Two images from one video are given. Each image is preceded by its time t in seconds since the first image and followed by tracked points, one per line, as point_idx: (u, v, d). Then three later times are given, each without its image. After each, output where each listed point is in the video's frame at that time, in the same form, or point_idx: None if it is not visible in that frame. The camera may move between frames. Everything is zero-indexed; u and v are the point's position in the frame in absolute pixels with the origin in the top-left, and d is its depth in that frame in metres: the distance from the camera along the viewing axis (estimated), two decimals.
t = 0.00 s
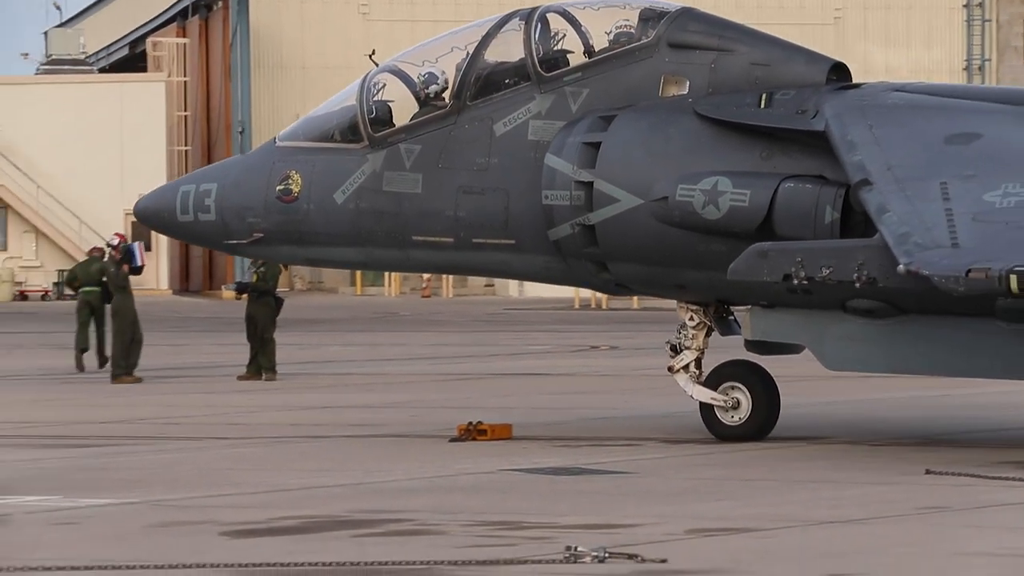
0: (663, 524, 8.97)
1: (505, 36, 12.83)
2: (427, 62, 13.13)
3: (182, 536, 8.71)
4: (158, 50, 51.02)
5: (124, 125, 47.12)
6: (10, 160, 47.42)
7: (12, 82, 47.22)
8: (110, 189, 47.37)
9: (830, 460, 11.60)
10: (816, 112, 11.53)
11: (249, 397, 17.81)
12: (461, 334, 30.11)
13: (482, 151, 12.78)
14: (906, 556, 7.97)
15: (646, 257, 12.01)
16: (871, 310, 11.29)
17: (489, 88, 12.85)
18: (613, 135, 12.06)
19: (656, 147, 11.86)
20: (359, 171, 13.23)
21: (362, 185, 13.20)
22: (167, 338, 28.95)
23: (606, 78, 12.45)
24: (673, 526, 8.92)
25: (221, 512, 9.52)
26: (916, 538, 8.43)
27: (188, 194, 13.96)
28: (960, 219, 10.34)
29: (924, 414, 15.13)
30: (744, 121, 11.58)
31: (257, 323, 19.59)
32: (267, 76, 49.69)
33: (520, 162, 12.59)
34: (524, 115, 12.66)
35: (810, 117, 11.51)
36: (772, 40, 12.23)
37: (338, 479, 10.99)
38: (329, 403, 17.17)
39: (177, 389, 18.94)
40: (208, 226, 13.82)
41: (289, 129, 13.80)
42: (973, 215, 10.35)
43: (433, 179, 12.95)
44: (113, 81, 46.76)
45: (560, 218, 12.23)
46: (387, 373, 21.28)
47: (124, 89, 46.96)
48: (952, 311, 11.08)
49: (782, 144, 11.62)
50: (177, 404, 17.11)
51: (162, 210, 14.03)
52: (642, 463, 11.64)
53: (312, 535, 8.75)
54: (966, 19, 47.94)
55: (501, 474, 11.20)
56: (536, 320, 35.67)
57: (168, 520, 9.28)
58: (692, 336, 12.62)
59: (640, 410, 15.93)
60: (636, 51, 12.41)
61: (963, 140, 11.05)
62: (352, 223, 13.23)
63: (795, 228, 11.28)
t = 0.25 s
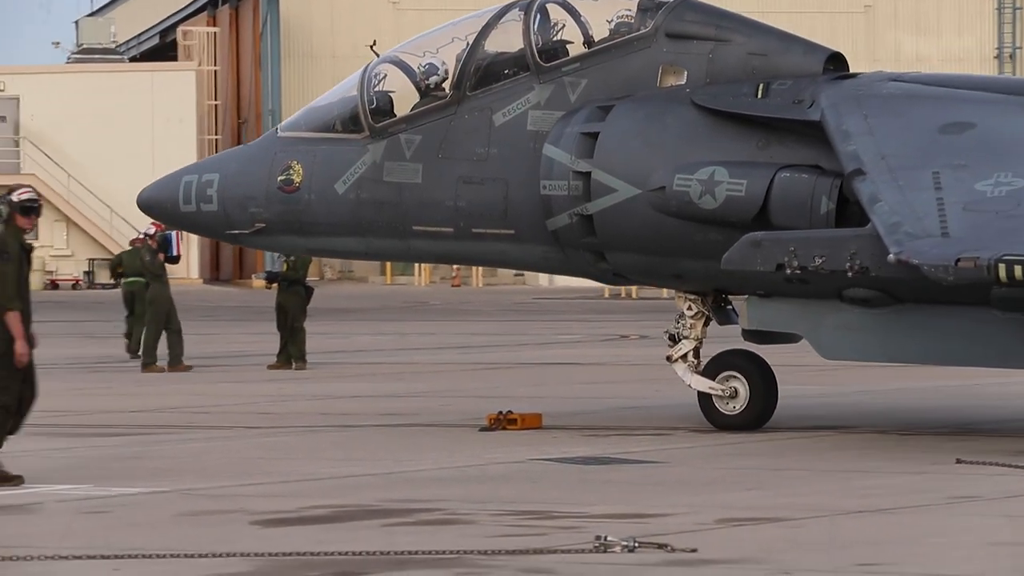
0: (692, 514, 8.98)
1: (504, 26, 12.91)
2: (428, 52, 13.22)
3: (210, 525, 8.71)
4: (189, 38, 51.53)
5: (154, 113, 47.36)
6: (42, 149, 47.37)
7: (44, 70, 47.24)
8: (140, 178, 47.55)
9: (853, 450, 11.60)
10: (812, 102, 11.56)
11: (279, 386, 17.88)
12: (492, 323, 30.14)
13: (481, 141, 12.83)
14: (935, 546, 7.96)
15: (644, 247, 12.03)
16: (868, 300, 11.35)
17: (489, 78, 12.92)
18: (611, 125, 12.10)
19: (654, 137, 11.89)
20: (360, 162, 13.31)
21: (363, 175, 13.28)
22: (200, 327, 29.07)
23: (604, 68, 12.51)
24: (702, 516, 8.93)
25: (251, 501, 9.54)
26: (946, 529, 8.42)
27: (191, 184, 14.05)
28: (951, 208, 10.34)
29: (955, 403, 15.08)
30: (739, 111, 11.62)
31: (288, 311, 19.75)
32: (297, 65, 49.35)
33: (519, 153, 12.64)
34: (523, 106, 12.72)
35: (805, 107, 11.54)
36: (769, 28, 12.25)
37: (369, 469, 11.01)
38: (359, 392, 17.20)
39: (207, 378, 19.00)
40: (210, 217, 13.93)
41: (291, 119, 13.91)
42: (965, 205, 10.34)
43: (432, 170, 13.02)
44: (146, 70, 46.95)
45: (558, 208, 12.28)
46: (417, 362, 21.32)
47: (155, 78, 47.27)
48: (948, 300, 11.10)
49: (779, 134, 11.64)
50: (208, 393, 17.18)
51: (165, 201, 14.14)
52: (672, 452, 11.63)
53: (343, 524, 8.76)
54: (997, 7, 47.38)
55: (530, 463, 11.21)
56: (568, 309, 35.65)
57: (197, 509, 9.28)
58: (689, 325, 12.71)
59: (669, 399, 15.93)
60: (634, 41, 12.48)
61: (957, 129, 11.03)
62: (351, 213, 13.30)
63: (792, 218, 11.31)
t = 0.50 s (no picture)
0: (714, 518, 8.97)
1: (495, 32, 13.01)
2: (421, 59, 13.32)
3: (235, 531, 8.71)
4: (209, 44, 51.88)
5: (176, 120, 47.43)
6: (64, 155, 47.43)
7: (65, 77, 47.35)
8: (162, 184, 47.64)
9: (875, 453, 11.56)
10: (801, 106, 11.68)
11: (302, 392, 17.91)
12: (514, 327, 30.13)
13: (474, 147, 12.90)
14: (960, 548, 7.97)
15: (635, 252, 12.13)
16: (857, 302, 11.37)
17: (481, 84, 13.00)
18: (601, 130, 12.20)
19: (644, 142, 12.00)
20: (353, 167, 13.35)
21: (357, 180, 13.32)
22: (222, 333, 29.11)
23: (595, 73, 12.59)
24: (725, 519, 8.92)
25: (275, 506, 9.52)
26: (969, 530, 8.43)
27: (186, 190, 14.05)
28: (935, 211, 10.53)
29: (974, 405, 15.06)
30: (727, 115, 11.76)
31: (310, 316, 19.82)
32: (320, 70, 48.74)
33: (510, 158, 12.72)
34: (514, 111, 12.80)
35: (794, 110, 11.66)
36: (758, 33, 12.34)
37: (391, 473, 11.01)
38: (381, 397, 17.22)
39: (229, 384, 19.01)
40: (205, 223, 13.94)
41: (285, 126, 13.96)
42: (948, 207, 10.52)
43: (425, 175, 13.07)
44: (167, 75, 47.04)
45: (549, 213, 12.37)
46: (440, 367, 21.32)
47: (176, 85, 47.31)
48: (939, 301, 11.11)
49: (768, 138, 11.77)
50: (231, 398, 17.20)
51: (159, 208, 14.11)
52: (693, 456, 11.61)
53: (366, 529, 8.75)
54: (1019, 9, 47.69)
55: (554, 467, 11.18)
56: (590, 313, 35.62)
57: (220, 514, 9.26)
58: (681, 329, 12.71)
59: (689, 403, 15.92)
60: (624, 46, 12.55)
61: (943, 132, 11.11)
62: (345, 219, 13.34)
63: (779, 223, 11.42)
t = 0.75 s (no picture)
0: (735, 540, 8.88)
1: (489, 53, 13.09)
2: (416, 79, 13.42)
3: (256, 553, 8.62)
4: (232, 64, 51.12)
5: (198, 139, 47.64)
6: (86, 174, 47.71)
7: (87, 96, 47.47)
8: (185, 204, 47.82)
9: (894, 475, 11.46)
10: (791, 127, 11.76)
11: (323, 412, 17.85)
12: (535, 347, 30.03)
13: (467, 167, 12.96)
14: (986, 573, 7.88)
15: (626, 273, 12.22)
16: (847, 324, 11.45)
17: (474, 104, 13.08)
18: (593, 150, 12.26)
19: (636, 162, 12.06)
20: (348, 187, 13.41)
21: (351, 200, 13.38)
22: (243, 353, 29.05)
23: (587, 93, 12.70)
24: (746, 542, 8.83)
25: (297, 527, 9.43)
26: (992, 555, 8.35)
27: (182, 210, 14.09)
28: (920, 233, 10.41)
29: (996, 427, 14.95)
30: (718, 135, 11.80)
31: (332, 337, 19.91)
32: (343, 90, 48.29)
33: (503, 178, 12.78)
34: (507, 131, 12.88)
35: (785, 131, 11.74)
36: (749, 54, 12.47)
37: (411, 494, 10.93)
38: (401, 417, 17.15)
39: (249, 403, 18.96)
40: (201, 242, 13.98)
41: (281, 146, 14.08)
42: (933, 229, 10.42)
43: (418, 195, 13.12)
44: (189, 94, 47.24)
45: (541, 234, 12.43)
46: (461, 387, 21.26)
47: (199, 104, 47.57)
48: (929, 323, 11.23)
49: (758, 159, 11.81)
50: (252, 418, 17.15)
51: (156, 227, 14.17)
52: (713, 478, 11.52)
53: (387, 552, 8.65)
54: None
55: (575, 489, 11.08)
56: (612, 333, 35.49)
57: (240, 536, 9.16)
58: (672, 349, 12.79)
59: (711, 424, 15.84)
60: (617, 67, 12.66)
61: (930, 154, 11.15)
62: (339, 238, 13.39)
63: (768, 245, 11.46)
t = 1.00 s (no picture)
0: (752, 550, 8.71)
1: (477, 67, 13.19)
2: (405, 93, 13.51)
3: (271, 563, 8.44)
4: (248, 79, 51.25)
5: (213, 153, 47.75)
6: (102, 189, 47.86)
7: (104, 111, 47.65)
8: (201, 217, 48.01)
9: (911, 486, 11.32)
10: (776, 140, 11.88)
11: (339, 425, 17.78)
12: (553, 361, 29.91)
13: (456, 180, 13.06)
14: None
15: (613, 284, 12.31)
16: (832, 335, 11.53)
17: (462, 118, 13.17)
18: (579, 164, 12.39)
19: (623, 175, 12.18)
20: (337, 201, 13.53)
21: (341, 214, 13.49)
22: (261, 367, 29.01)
23: (574, 107, 12.80)
24: (764, 551, 8.66)
25: (313, 539, 9.23)
26: (1011, 564, 8.18)
27: (173, 224, 14.20)
28: (900, 244, 10.24)
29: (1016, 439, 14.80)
30: (704, 149, 11.94)
31: (348, 350, 19.85)
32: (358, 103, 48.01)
33: (491, 190, 12.88)
34: (495, 144, 12.97)
35: (770, 144, 11.85)
36: (734, 68, 12.60)
37: (427, 506, 10.81)
38: (418, 430, 17.04)
39: (265, 417, 18.89)
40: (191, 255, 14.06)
41: (271, 159, 14.21)
42: (913, 240, 10.27)
43: (407, 209, 13.22)
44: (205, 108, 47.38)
45: (528, 246, 12.56)
46: (478, 400, 21.20)
47: (214, 118, 47.67)
48: (914, 333, 11.29)
49: (742, 171, 11.94)
50: (268, 431, 17.06)
51: (148, 240, 14.30)
52: (729, 489, 11.39)
53: (403, 562, 8.47)
54: None
55: (591, 500, 10.94)
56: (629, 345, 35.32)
57: (257, 547, 8.97)
58: (660, 361, 12.83)
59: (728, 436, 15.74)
60: (603, 81, 12.78)
61: (913, 167, 11.17)
62: (330, 251, 13.49)
63: (753, 257, 11.58)
